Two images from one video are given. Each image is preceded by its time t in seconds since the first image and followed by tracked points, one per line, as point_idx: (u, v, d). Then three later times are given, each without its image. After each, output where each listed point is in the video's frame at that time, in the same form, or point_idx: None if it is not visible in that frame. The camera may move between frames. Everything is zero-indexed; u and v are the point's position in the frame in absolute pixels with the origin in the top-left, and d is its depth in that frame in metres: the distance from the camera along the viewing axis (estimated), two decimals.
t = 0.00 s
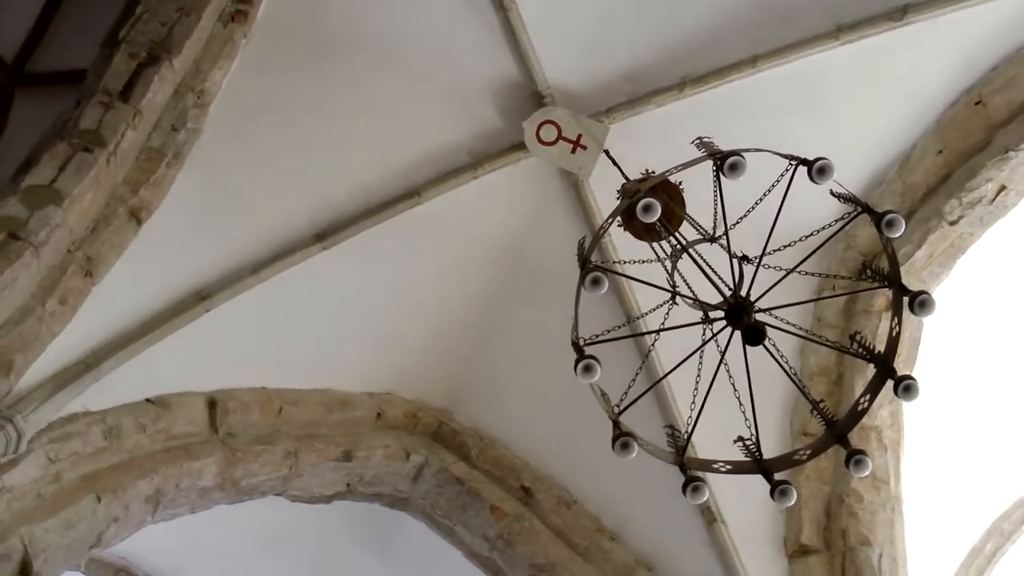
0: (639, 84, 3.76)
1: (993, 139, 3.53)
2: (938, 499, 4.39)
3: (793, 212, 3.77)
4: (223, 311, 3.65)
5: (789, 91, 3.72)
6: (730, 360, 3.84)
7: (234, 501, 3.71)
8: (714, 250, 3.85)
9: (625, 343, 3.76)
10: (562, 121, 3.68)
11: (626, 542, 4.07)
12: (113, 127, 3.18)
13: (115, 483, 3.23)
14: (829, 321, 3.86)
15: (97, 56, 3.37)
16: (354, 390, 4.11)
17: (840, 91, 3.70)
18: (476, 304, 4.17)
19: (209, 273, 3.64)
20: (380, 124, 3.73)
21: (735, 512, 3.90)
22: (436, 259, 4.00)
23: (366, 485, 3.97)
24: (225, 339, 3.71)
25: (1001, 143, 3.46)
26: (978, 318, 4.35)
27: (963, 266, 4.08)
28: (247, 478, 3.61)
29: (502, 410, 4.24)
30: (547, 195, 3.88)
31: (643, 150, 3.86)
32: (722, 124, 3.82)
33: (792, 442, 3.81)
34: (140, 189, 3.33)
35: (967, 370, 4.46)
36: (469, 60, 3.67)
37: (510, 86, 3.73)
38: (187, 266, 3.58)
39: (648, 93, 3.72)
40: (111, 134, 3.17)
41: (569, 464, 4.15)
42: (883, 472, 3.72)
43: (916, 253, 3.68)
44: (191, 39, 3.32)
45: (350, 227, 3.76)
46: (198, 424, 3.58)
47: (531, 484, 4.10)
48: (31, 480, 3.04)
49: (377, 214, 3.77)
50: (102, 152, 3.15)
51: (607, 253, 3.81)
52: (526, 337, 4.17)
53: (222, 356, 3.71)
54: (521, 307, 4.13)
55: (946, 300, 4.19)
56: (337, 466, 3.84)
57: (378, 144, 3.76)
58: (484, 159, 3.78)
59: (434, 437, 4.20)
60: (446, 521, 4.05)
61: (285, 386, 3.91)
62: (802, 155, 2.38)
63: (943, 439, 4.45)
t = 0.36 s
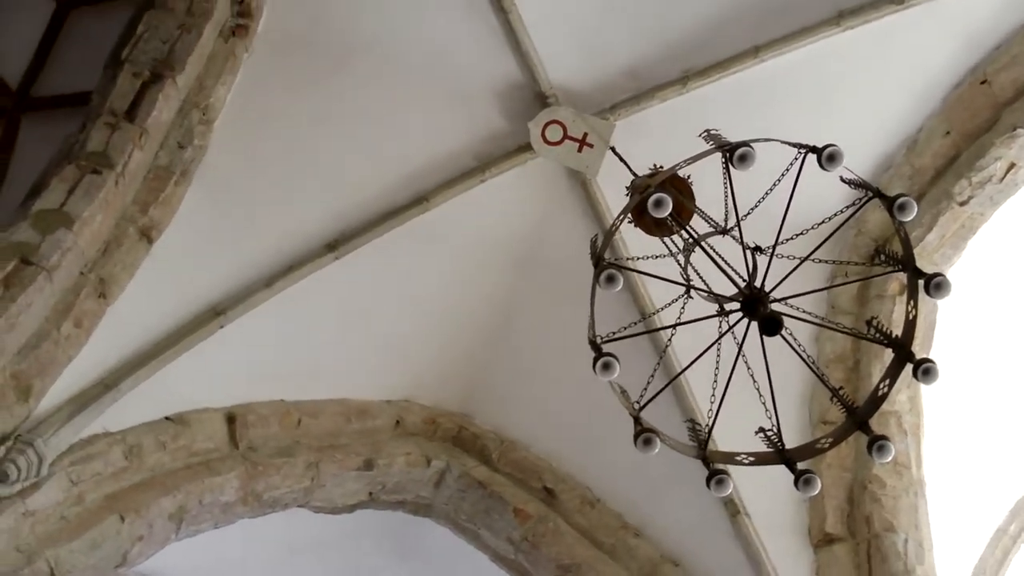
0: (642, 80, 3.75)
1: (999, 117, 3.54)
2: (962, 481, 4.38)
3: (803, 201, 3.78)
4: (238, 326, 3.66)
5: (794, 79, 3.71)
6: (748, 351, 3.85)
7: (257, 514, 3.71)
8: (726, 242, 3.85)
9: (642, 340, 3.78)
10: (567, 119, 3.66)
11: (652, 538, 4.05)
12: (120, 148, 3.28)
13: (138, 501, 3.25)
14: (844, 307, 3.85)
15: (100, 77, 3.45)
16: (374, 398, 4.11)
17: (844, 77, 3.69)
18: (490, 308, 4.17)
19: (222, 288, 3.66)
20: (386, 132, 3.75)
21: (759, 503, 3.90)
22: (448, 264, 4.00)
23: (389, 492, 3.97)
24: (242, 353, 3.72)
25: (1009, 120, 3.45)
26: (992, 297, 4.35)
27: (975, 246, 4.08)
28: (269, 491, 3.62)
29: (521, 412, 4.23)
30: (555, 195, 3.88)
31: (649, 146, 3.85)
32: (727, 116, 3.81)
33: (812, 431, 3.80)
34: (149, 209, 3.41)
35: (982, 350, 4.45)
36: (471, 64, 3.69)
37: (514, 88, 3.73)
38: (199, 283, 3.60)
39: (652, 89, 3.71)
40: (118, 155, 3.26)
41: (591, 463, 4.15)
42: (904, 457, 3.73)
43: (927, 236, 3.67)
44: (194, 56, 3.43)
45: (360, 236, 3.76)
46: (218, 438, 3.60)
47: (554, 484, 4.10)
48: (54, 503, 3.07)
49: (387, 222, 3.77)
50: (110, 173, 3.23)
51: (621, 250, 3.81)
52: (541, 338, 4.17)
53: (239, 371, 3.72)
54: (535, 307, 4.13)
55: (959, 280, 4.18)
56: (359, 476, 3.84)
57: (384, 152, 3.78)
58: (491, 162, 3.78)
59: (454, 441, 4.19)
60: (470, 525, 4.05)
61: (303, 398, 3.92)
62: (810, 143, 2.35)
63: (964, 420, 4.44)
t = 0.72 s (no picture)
0: (645, 75, 3.75)
1: (1006, 95, 3.55)
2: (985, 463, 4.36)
3: (814, 189, 3.78)
4: (253, 340, 3.67)
5: (797, 68, 3.70)
6: (765, 342, 3.85)
7: (280, 527, 3.71)
8: (738, 233, 3.85)
9: (658, 335, 3.77)
10: (573, 118, 3.68)
11: (676, 533, 4.02)
12: (128, 168, 3.31)
13: (162, 519, 3.27)
14: (859, 294, 3.84)
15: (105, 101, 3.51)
16: (392, 406, 4.10)
17: (847, 63, 3.69)
18: (504, 310, 4.17)
19: (236, 303, 3.67)
20: (392, 139, 3.77)
21: (782, 493, 3.88)
22: (460, 268, 4.01)
23: (411, 499, 3.97)
24: (259, 367, 3.72)
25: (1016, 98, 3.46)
26: (1004, 276, 4.34)
27: (986, 226, 4.08)
28: (292, 503, 3.62)
29: (539, 414, 4.23)
30: (564, 194, 3.88)
31: (655, 141, 3.85)
32: (732, 108, 3.80)
33: (832, 418, 3.79)
34: (160, 228, 3.44)
35: (997, 329, 4.44)
36: (474, 68, 3.71)
37: (518, 89, 3.74)
38: (212, 299, 3.61)
39: (656, 84, 3.71)
40: (127, 175, 3.31)
41: (612, 461, 4.14)
42: (926, 442, 3.78)
43: (938, 217, 3.67)
44: (196, 74, 3.48)
45: (371, 244, 3.77)
46: (239, 453, 3.61)
47: (576, 483, 4.08)
48: (78, 524, 3.08)
49: (398, 229, 3.78)
50: (119, 195, 3.26)
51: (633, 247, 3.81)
52: (557, 337, 4.16)
53: (257, 385, 3.73)
54: (550, 308, 4.13)
55: (971, 261, 4.18)
56: (381, 483, 3.84)
57: (392, 159, 3.80)
58: (498, 164, 3.79)
59: (474, 446, 4.18)
60: (493, 528, 4.05)
61: (321, 409, 3.92)
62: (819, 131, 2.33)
63: (985, 399, 4.44)
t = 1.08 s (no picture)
0: (649, 71, 3.75)
1: (1013, 76, 3.54)
2: (1005, 444, 4.35)
3: (824, 179, 3.78)
4: (269, 352, 3.68)
5: (802, 57, 3.69)
6: (782, 332, 3.85)
7: (304, 537, 3.72)
8: (750, 225, 3.85)
9: (673, 331, 3.77)
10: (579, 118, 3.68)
11: (700, 528, 4.01)
12: (138, 186, 3.34)
13: (185, 533, 3.28)
14: (872, 281, 3.83)
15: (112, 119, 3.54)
16: (409, 413, 4.09)
17: (851, 51, 3.68)
18: (517, 312, 4.17)
19: (251, 316, 3.68)
20: (398, 145, 3.79)
21: (805, 484, 3.86)
22: (472, 272, 4.01)
23: (433, 505, 3.97)
24: (276, 378, 3.73)
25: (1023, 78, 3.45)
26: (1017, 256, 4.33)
27: (997, 207, 4.06)
28: (314, 513, 3.63)
29: (558, 414, 4.22)
30: (573, 193, 3.87)
31: (662, 137, 3.84)
32: (738, 100, 3.79)
33: (850, 407, 3.79)
34: (171, 244, 3.46)
35: (1012, 309, 4.43)
36: (477, 72, 3.72)
37: (523, 91, 3.74)
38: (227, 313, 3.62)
39: (660, 80, 3.71)
40: (137, 193, 3.33)
41: (632, 458, 4.13)
42: (946, 427, 3.77)
43: (949, 201, 3.66)
44: (202, 87, 3.52)
45: (383, 252, 3.78)
46: (260, 465, 3.62)
47: (597, 482, 4.08)
48: (101, 542, 3.10)
49: (409, 235, 3.79)
50: (130, 213, 3.29)
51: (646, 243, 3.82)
52: (572, 336, 4.16)
53: (274, 396, 3.73)
54: (563, 307, 4.13)
55: (983, 242, 4.17)
56: (403, 490, 3.84)
57: (399, 165, 3.81)
58: (506, 166, 3.80)
59: (494, 449, 4.17)
60: (515, 530, 4.05)
61: (340, 418, 3.92)
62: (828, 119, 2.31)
63: (1002, 380, 4.43)
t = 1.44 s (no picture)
0: (653, 67, 3.75)
1: (1017, 55, 3.53)
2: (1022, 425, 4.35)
3: (833, 168, 3.79)
4: (284, 363, 3.68)
5: (804, 48, 3.69)
6: (798, 323, 3.84)
7: (327, 548, 3.73)
8: (762, 218, 3.86)
9: (688, 327, 3.78)
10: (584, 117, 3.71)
11: (724, 522, 3.98)
12: (147, 205, 3.36)
13: (208, 548, 3.29)
14: (886, 267, 3.81)
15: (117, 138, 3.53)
16: (426, 419, 4.08)
17: (853, 38, 3.67)
18: (531, 313, 4.16)
19: (265, 329, 3.68)
20: (404, 153, 3.79)
21: (825, 474, 3.86)
22: (483, 275, 4.01)
23: (454, 510, 3.97)
24: (292, 390, 3.74)
25: None
26: None
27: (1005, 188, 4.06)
28: (336, 522, 3.64)
29: (575, 414, 4.21)
30: (582, 191, 3.87)
31: (667, 133, 3.82)
32: (743, 92, 3.78)
33: (867, 394, 3.78)
34: (182, 260, 3.48)
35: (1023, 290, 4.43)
36: (480, 75, 3.73)
37: (526, 93, 3.75)
38: (240, 327, 3.63)
39: (663, 75, 3.70)
40: (146, 211, 3.35)
41: (651, 455, 4.13)
42: (963, 410, 3.76)
43: (957, 183, 3.66)
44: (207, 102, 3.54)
45: (393, 259, 3.78)
46: (280, 478, 3.62)
47: (618, 481, 4.05)
48: (124, 560, 3.12)
49: (419, 242, 3.79)
50: (139, 231, 3.30)
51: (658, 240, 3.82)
52: (586, 335, 4.16)
53: (292, 408, 3.73)
54: (577, 306, 4.12)
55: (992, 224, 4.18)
56: (424, 497, 3.84)
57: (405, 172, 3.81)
58: (515, 168, 3.79)
59: (512, 450, 4.14)
60: (537, 531, 4.04)
61: (358, 427, 3.91)
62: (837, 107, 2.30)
63: (1016, 361, 4.43)
